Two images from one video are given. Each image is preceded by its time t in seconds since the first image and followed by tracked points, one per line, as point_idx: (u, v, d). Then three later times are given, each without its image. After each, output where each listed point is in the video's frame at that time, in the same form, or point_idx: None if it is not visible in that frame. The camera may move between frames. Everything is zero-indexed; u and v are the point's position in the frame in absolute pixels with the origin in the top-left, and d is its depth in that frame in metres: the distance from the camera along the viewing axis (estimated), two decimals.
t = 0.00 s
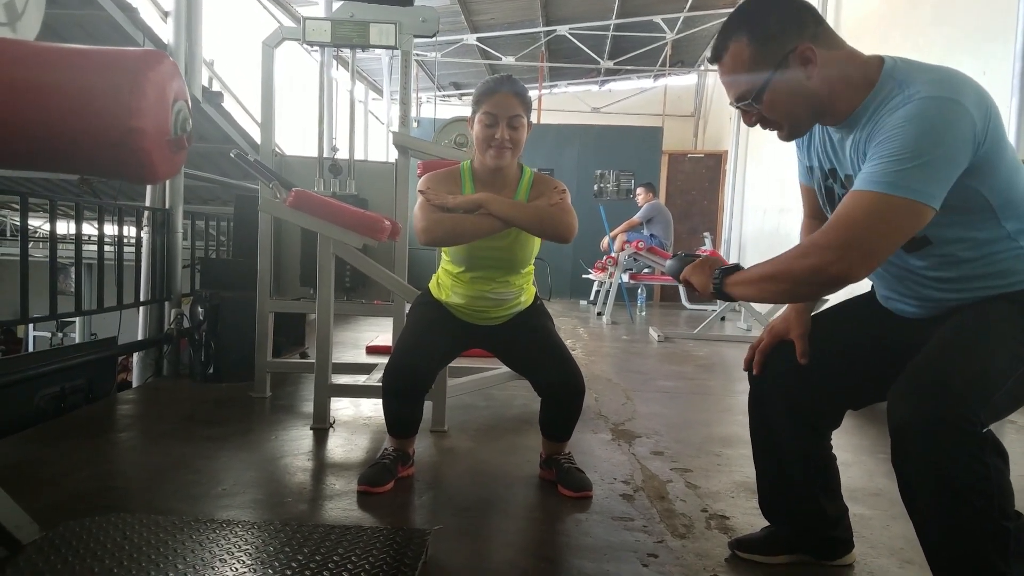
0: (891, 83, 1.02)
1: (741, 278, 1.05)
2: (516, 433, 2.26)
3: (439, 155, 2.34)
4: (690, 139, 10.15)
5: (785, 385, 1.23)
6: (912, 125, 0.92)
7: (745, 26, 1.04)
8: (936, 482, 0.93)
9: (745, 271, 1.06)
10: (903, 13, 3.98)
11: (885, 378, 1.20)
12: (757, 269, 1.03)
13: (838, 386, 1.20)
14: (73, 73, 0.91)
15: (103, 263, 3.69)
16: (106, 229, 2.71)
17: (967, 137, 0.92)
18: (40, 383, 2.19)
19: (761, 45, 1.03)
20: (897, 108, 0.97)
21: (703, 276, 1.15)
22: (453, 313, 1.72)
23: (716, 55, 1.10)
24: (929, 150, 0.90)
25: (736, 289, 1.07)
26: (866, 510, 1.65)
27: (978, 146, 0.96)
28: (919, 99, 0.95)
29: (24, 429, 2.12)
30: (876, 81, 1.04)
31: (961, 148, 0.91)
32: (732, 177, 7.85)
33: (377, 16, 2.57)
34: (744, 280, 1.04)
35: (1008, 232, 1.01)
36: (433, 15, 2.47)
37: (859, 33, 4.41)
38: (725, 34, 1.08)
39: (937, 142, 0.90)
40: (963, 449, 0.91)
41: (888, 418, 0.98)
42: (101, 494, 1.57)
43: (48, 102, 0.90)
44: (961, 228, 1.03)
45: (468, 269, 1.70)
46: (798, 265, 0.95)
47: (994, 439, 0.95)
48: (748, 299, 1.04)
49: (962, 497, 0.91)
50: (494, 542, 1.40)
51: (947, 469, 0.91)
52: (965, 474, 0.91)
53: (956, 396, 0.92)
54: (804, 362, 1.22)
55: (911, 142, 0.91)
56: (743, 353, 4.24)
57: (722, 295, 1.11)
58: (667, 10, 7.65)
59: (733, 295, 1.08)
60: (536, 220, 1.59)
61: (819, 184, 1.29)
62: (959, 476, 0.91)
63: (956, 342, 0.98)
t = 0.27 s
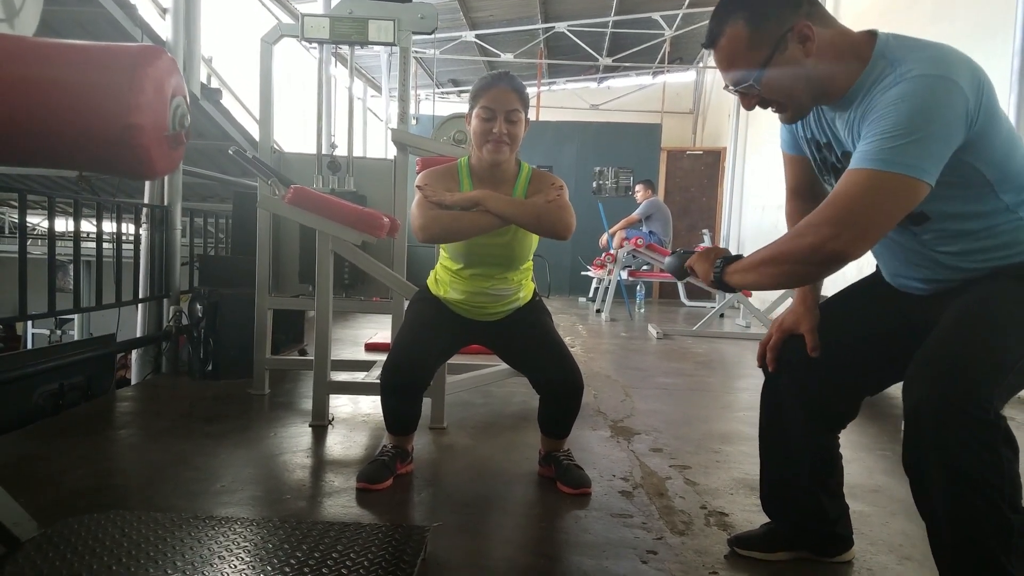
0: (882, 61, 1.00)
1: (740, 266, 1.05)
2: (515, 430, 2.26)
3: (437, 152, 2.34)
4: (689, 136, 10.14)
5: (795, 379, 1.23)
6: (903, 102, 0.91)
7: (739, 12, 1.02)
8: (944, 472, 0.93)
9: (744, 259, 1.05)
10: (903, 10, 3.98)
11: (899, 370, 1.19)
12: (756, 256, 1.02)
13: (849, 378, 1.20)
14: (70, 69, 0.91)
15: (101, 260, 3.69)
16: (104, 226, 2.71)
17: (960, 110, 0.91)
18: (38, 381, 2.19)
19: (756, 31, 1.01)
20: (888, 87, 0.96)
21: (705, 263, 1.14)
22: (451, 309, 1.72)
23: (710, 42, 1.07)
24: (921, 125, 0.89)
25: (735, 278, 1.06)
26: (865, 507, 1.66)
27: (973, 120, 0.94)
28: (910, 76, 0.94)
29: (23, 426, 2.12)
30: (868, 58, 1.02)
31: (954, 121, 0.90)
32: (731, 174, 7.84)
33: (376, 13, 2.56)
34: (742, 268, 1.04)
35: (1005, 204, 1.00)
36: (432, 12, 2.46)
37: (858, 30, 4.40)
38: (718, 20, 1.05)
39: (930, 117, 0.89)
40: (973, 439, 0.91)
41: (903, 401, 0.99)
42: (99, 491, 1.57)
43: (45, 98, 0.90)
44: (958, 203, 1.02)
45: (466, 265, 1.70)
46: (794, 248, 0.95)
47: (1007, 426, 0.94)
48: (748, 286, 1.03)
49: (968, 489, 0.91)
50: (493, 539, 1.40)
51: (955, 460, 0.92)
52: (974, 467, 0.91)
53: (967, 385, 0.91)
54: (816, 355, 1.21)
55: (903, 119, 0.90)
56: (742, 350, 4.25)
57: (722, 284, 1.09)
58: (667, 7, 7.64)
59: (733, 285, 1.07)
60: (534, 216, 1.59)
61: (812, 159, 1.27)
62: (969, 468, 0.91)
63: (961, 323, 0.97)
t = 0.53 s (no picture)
0: (874, 40, 0.98)
1: (747, 259, 1.04)
2: (515, 428, 2.25)
3: (436, 151, 2.34)
4: (689, 135, 10.14)
5: (819, 376, 1.22)
6: (901, 82, 0.90)
7: (729, 6, 0.98)
8: (965, 463, 0.91)
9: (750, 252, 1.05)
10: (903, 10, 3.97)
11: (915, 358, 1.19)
12: (762, 247, 1.02)
13: (872, 371, 1.19)
14: (68, 66, 0.91)
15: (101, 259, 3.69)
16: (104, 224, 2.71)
17: (957, 85, 0.89)
18: (37, 379, 2.19)
19: (749, 26, 0.98)
20: (882, 68, 0.94)
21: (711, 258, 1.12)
22: (451, 309, 1.72)
23: (702, 40, 1.03)
24: (920, 105, 0.88)
25: (742, 271, 1.06)
26: (865, 505, 1.66)
27: (971, 92, 0.92)
28: (903, 54, 0.92)
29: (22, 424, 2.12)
30: (859, 37, 0.99)
31: (952, 96, 0.89)
32: (730, 173, 7.84)
33: (375, 11, 2.56)
34: (750, 260, 1.03)
35: (1005, 170, 0.98)
36: (432, 10, 2.46)
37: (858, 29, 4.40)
38: (706, 15, 1.01)
39: (928, 96, 0.88)
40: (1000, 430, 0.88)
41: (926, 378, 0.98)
42: (98, 489, 1.56)
43: (45, 94, 0.90)
44: (961, 176, 0.99)
45: (466, 263, 1.69)
46: (800, 237, 0.95)
47: None
48: (758, 278, 1.03)
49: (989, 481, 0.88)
50: (493, 537, 1.40)
51: (981, 451, 0.89)
52: (999, 458, 0.88)
53: (992, 375, 0.89)
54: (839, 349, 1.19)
55: (901, 99, 0.89)
56: (742, 349, 4.25)
57: (732, 278, 1.09)
58: (667, 6, 7.63)
59: (742, 278, 1.06)
60: (533, 213, 1.58)
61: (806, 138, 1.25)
62: (996, 459, 0.88)
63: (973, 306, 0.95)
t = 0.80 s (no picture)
0: (872, 38, 0.97)
1: (752, 263, 1.04)
2: (515, 429, 2.25)
3: (438, 151, 2.34)
4: (690, 137, 10.14)
5: (831, 379, 1.22)
6: (901, 80, 0.89)
7: (727, 8, 0.98)
8: (975, 465, 0.91)
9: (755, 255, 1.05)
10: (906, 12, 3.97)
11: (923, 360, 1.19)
12: (767, 250, 1.02)
13: (884, 374, 1.19)
14: (71, 65, 0.91)
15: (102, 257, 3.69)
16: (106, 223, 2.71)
17: (958, 81, 0.89)
18: (38, 377, 2.19)
19: (748, 28, 0.97)
20: (882, 66, 0.94)
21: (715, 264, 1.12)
22: (452, 308, 1.72)
23: (700, 43, 1.03)
24: (923, 102, 0.87)
25: (748, 274, 1.06)
26: (867, 508, 1.66)
27: (971, 86, 0.92)
28: (902, 51, 0.92)
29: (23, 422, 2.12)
30: (856, 34, 0.99)
31: (953, 93, 0.88)
32: (732, 174, 7.84)
33: (378, 11, 2.56)
34: (756, 264, 1.03)
35: (1004, 162, 0.97)
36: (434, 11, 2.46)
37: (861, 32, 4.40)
38: (704, 18, 1.00)
39: (930, 94, 0.88)
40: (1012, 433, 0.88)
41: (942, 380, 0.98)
42: (98, 488, 1.56)
43: (49, 92, 0.90)
44: (962, 171, 0.98)
45: (469, 263, 1.69)
46: (806, 239, 0.95)
47: None
48: (765, 281, 1.03)
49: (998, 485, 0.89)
50: (494, 538, 1.40)
51: (991, 454, 0.89)
52: (1009, 462, 0.88)
53: (1004, 377, 0.89)
54: (849, 352, 1.19)
55: (903, 96, 0.89)
56: (742, 351, 4.25)
57: (738, 282, 1.09)
58: (669, 8, 7.63)
59: (749, 282, 1.06)
60: (536, 207, 1.58)
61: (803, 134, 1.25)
62: (1007, 462, 0.88)
63: (980, 307, 0.94)
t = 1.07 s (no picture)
0: (865, 39, 0.97)
1: (753, 268, 1.04)
2: (517, 428, 2.25)
3: (439, 150, 2.34)
4: (692, 137, 10.14)
5: (843, 381, 1.21)
6: (897, 81, 0.89)
7: (719, 16, 0.98)
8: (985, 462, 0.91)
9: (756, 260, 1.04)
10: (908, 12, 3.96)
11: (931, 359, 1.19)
12: (768, 255, 1.01)
13: (895, 374, 1.19)
14: (72, 64, 0.91)
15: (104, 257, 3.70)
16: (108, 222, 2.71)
17: (953, 80, 0.89)
18: (40, 376, 2.19)
19: (740, 35, 0.97)
20: (877, 67, 0.94)
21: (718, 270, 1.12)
22: (454, 309, 1.72)
23: (694, 50, 1.03)
24: (920, 102, 0.87)
25: (749, 279, 1.05)
26: (869, 508, 1.65)
27: (966, 84, 0.92)
28: (896, 51, 0.92)
29: (25, 421, 2.12)
30: (849, 36, 0.99)
31: (950, 92, 0.88)
32: (733, 174, 7.84)
33: (379, 11, 2.56)
34: (757, 269, 1.03)
35: (1002, 157, 0.97)
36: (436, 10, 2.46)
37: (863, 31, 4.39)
38: (696, 26, 1.00)
39: (926, 94, 0.87)
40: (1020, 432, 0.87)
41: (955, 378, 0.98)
42: (100, 487, 1.57)
43: (50, 92, 0.90)
44: (963, 167, 0.98)
45: (470, 262, 1.69)
46: (807, 243, 0.94)
47: None
48: (767, 286, 1.02)
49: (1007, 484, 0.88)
50: (495, 538, 1.40)
51: (1000, 452, 0.89)
52: (1015, 459, 0.88)
53: (1013, 376, 0.89)
54: (859, 353, 1.19)
55: (900, 97, 0.88)
56: (744, 351, 4.24)
57: (739, 288, 1.08)
58: (670, 7, 7.63)
59: (750, 287, 1.06)
60: (538, 206, 1.58)
61: (799, 136, 1.24)
62: (1014, 462, 0.88)
63: (984, 305, 0.94)
